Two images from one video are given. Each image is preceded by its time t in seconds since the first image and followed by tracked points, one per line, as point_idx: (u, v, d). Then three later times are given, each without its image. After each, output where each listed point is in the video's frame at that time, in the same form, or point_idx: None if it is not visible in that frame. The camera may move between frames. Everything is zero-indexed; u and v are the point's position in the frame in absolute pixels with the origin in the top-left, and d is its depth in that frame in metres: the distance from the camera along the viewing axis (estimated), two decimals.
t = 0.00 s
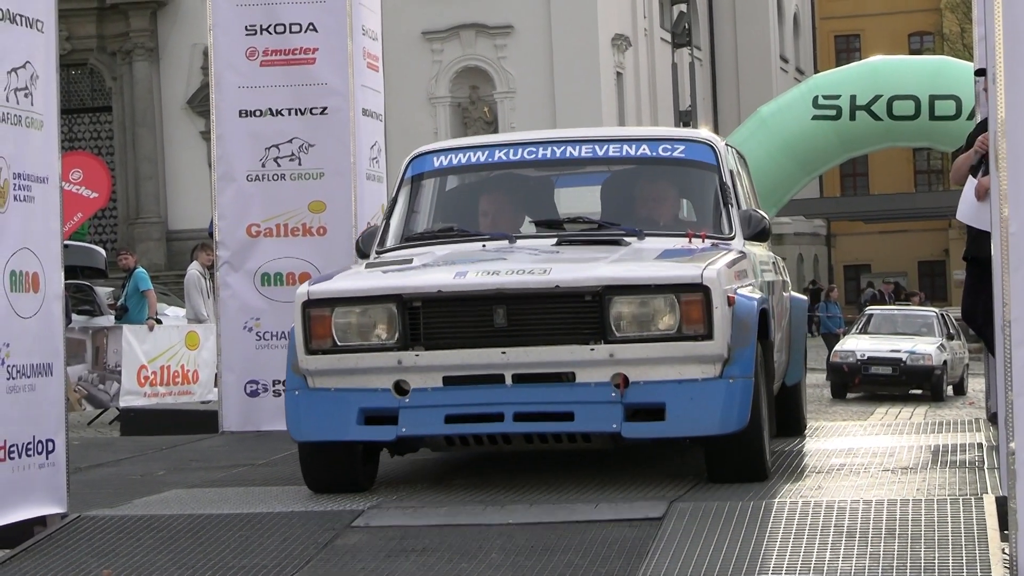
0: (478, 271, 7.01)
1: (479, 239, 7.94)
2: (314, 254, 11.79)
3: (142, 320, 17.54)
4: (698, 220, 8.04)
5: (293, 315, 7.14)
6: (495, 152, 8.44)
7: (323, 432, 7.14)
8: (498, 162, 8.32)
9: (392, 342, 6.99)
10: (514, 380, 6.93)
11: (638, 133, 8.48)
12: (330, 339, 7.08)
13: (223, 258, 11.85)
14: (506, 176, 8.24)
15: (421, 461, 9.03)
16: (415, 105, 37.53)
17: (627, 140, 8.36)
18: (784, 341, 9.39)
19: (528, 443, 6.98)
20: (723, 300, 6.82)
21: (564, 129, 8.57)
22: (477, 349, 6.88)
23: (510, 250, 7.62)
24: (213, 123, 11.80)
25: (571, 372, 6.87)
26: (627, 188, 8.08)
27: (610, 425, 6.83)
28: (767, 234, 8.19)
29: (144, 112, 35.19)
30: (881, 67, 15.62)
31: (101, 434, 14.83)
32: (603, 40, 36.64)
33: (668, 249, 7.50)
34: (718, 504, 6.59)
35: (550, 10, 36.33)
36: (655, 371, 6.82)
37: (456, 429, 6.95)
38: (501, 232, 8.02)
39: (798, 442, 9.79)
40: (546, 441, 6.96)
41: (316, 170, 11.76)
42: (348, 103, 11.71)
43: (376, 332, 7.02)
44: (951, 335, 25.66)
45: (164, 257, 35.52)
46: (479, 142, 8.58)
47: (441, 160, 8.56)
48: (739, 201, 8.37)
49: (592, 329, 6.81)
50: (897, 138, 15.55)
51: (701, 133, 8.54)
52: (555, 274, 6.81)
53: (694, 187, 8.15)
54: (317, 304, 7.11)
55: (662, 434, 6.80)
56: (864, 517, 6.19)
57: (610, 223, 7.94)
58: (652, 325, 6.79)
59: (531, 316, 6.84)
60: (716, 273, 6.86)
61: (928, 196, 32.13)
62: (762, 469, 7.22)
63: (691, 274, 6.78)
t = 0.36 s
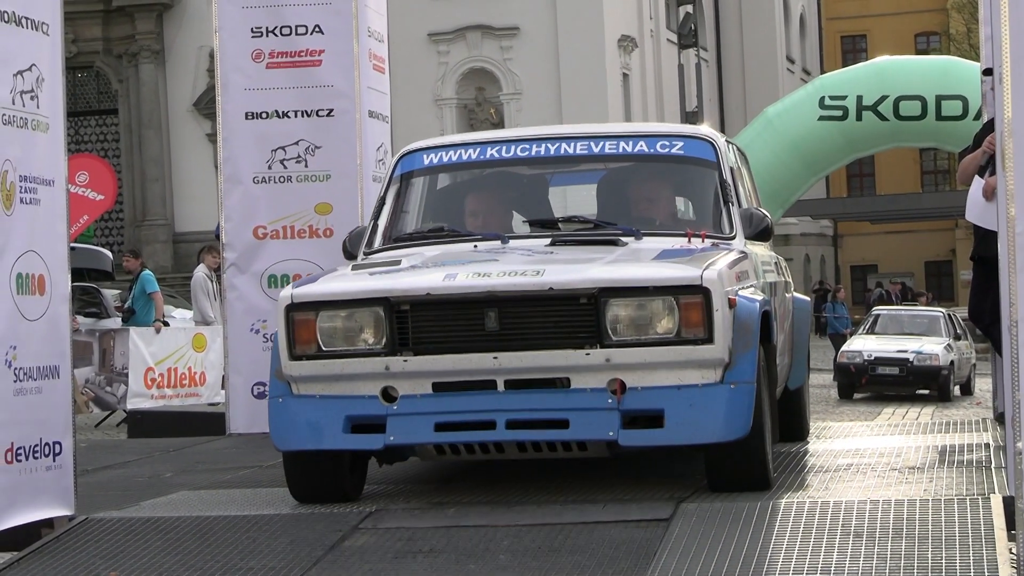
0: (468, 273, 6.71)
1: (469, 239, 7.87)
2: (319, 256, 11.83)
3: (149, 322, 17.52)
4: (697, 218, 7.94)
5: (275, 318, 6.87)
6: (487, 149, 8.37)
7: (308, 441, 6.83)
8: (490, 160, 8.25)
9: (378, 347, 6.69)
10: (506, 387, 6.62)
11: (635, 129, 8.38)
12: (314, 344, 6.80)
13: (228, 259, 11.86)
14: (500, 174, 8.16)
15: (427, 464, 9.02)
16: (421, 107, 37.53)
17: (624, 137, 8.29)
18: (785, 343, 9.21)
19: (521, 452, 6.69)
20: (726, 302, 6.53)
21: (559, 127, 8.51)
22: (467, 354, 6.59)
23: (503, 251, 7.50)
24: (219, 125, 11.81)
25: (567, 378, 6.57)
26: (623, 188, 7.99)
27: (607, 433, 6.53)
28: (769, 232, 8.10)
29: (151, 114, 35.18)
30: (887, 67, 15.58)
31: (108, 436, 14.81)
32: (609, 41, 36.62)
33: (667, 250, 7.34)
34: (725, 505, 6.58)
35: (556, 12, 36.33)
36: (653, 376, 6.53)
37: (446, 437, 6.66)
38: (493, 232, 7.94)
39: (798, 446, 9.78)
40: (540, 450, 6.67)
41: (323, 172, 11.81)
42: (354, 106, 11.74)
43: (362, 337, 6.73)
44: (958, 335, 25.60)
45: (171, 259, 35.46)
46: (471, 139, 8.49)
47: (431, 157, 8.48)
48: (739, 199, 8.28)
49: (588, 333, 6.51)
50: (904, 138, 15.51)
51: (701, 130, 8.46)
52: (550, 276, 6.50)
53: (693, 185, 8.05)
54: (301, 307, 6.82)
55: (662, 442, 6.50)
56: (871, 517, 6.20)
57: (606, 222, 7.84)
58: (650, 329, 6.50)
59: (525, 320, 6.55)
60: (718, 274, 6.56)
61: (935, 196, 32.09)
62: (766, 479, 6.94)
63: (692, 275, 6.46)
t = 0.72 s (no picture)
0: (465, 272, 6.71)
1: (463, 237, 7.86)
2: (325, 256, 11.86)
3: (153, 321, 17.52)
4: (697, 216, 7.93)
5: (266, 318, 6.88)
6: (483, 146, 8.37)
7: (300, 443, 6.81)
8: (486, 157, 8.26)
9: (373, 349, 6.70)
10: (502, 389, 6.62)
11: (634, 125, 8.37)
12: (304, 344, 6.80)
13: (234, 258, 11.90)
14: (496, 171, 8.16)
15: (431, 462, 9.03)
16: (426, 107, 37.53)
17: (624, 135, 8.28)
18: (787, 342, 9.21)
19: (518, 454, 6.68)
20: (727, 303, 6.51)
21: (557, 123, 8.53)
22: (463, 355, 6.58)
23: (500, 249, 7.49)
24: (224, 123, 11.82)
25: (564, 377, 6.57)
26: (620, 185, 7.99)
27: (605, 437, 6.51)
28: (772, 231, 8.03)
29: (155, 113, 35.18)
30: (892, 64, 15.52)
31: (114, 435, 14.85)
32: (615, 41, 36.59)
33: (665, 249, 7.34)
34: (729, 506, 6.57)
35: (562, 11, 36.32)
36: (652, 378, 6.52)
37: (440, 440, 6.65)
38: (489, 230, 7.94)
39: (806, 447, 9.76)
40: (536, 452, 6.65)
41: (327, 171, 11.83)
42: (359, 105, 11.75)
43: (356, 338, 6.74)
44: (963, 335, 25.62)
45: (176, 258, 35.45)
46: (467, 137, 8.51)
47: (425, 154, 8.48)
48: (741, 196, 8.26)
49: (586, 334, 6.51)
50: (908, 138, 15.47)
51: (702, 127, 8.47)
52: (546, 278, 6.50)
53: (693, 183, 8.04)
54: (292, 307, 6.81)
55: (660, 444, 6.49)
56: (874, 516, 6.19)
57: (603, 221, 7.84)
58: (649, 330, 6.49)
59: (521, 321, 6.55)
60: (718, 274, 6.55)
61: (939, 195, 32.09)
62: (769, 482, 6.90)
63: (691, 275, 6.45)
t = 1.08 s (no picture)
0: (464, 271, 6.70)
1: (464, 236, 7.86)
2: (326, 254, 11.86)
3: (154, 320, 17.53)
4: (699, 216, 7.94)
5: (265, 317, 6.88)
6: (483, 144, 8.36)
7: (300, 441, 6.81)
8: (486, 156, 8.25)
9: (372, 347, 6.69)
10: (502, 388, 6.61)
11: (635, 124, 8.36)
12: (303, 343, 6.79)
13: (236, 258, 11.91)
14: (496, 170, 8.16)
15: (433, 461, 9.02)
16: (428, 105, 37.53)
17: (624, 134, 8.27)
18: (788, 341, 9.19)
19: (518, 454, 6.68)
20: (728, 303, 6.51)
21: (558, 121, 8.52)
22: (463, 354, 6.57)
23: (499, 248, 7.48)
24: (225, 123, 11.83)
25: (565, 377, 6.57)
26: (620, 185, 7.97)
27: (606, 436, 6.51)
28: (773, 229, 8.02)
29: (158, 112, 35.18)
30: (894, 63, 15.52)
31: (116, 434, 14.87)
32: (617, 40, 36.58)
33: (666, 247, 7.35)
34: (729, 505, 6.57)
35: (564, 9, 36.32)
36: (653, 377, 6.52)
37: (440, 439, 6.65)
38: (490, 229, 7.93)
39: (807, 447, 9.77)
40: (535, 452, 6.65)
41: (329, 169, 11.82)
42: (361, 103, 11.75)
43: (355, 337, 6.73)
44: (965, 333, 25.63)
45: (178, 257, 35.47)
46: (467, 135, 8.50)
47: (425, 152, 8.47)
48: (742, 195, 8.26)
49: (586, 334, 6.51)
50: (910, 138, 15.44)
51: (704, 125, 8.46)
52: (547, 276, 6.50)
53: (694, 182, 8.04)
54: (291, 306, 6.81)
55: (660, 444, 6.49)
56: (877, 515, 6.18)
57: (603, 220, 7.83)
58: (650, 329, 6.49)
59: (521, 320, 6.54)
60: (718, 274, 6.56)
61: (942, 194, 32.09)
62: (769, 481, 6.89)
63: (692, 273, 6.44)
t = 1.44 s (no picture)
0: (464, 269, 6.70)
1: (463, 233, 7.86)
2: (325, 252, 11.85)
3: (154, 318, 17.52)
4: (699, 213, 7.94)
5: (265, 316, 6.87)
6: (482, 142, 8.36)
7: (300, 439, 6.80)
8: (485, 154, 8.24)
9: (372, 345, 6.69)
10: (502, 385, 6.62)
11: (634, 122, 8.36)
12: (303, 341, 6.79)
13: (235, 256, 11.91)
14: (496, 168, 8.15)
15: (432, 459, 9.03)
16: (428, 103, 37.55)
17: (624, 131, 8.26)
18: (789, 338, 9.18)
19: (518, 451, 6.68)
20: (727, 300, 6.50)
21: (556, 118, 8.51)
22: (463, 352, 6.57)
23: (499, 245, 7.48)
24: (224, 121, 11.84)
25: (565, 374, 6.56)
26: (618, 181, 7.97)
27: (606, 433, 6.52)
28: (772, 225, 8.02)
29: (157, 110, 35.17)
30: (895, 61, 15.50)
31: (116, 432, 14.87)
32: (617, 37, 36.57)
33: (666, 244, 7.35)
34: (730, 502, 6.56)
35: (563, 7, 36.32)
36: (652, 374, 6.51)
37: (441, 437, 6.64)
38: (490, 226, 7.93)
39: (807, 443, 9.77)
40: (536, 449, 6.66)
41: (329, 167, 11.82)
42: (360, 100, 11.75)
43: (355, 334, 6.72)
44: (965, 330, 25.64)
45: (177, 255, 35.47)
46: (467, 133, 8.49)
47: (425, 149, 8.46)
48: (742, 192, 8.26)
49: (586, 331, 6.50)
50: (910, 135, 15.43)
51: (703, 122, 8.45)
52: (548, 273, 6.49)
53: (694, 179, 8.04)
54: (291, 303, 6.81)
55: (660, 441, 6.49)
56: (876, 512, 6.17)
57: (603, 217, 7.82)
58: (649, 326, 6.49)
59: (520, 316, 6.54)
60: (719, 271, 6.55)
61: (941, 190, 32.09)
62: (771, 478, 6.89)
63: (692, 270, 6.45)
